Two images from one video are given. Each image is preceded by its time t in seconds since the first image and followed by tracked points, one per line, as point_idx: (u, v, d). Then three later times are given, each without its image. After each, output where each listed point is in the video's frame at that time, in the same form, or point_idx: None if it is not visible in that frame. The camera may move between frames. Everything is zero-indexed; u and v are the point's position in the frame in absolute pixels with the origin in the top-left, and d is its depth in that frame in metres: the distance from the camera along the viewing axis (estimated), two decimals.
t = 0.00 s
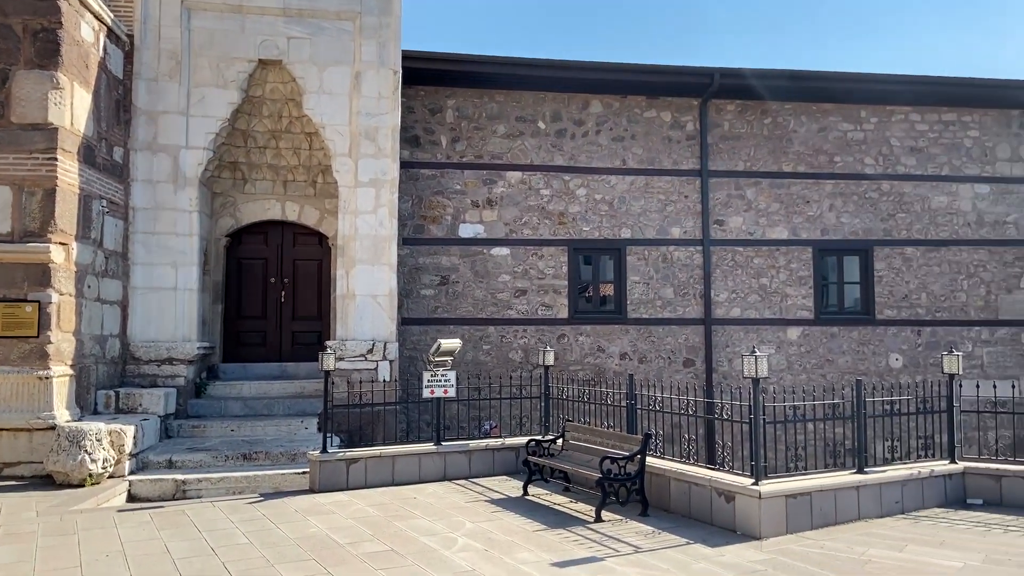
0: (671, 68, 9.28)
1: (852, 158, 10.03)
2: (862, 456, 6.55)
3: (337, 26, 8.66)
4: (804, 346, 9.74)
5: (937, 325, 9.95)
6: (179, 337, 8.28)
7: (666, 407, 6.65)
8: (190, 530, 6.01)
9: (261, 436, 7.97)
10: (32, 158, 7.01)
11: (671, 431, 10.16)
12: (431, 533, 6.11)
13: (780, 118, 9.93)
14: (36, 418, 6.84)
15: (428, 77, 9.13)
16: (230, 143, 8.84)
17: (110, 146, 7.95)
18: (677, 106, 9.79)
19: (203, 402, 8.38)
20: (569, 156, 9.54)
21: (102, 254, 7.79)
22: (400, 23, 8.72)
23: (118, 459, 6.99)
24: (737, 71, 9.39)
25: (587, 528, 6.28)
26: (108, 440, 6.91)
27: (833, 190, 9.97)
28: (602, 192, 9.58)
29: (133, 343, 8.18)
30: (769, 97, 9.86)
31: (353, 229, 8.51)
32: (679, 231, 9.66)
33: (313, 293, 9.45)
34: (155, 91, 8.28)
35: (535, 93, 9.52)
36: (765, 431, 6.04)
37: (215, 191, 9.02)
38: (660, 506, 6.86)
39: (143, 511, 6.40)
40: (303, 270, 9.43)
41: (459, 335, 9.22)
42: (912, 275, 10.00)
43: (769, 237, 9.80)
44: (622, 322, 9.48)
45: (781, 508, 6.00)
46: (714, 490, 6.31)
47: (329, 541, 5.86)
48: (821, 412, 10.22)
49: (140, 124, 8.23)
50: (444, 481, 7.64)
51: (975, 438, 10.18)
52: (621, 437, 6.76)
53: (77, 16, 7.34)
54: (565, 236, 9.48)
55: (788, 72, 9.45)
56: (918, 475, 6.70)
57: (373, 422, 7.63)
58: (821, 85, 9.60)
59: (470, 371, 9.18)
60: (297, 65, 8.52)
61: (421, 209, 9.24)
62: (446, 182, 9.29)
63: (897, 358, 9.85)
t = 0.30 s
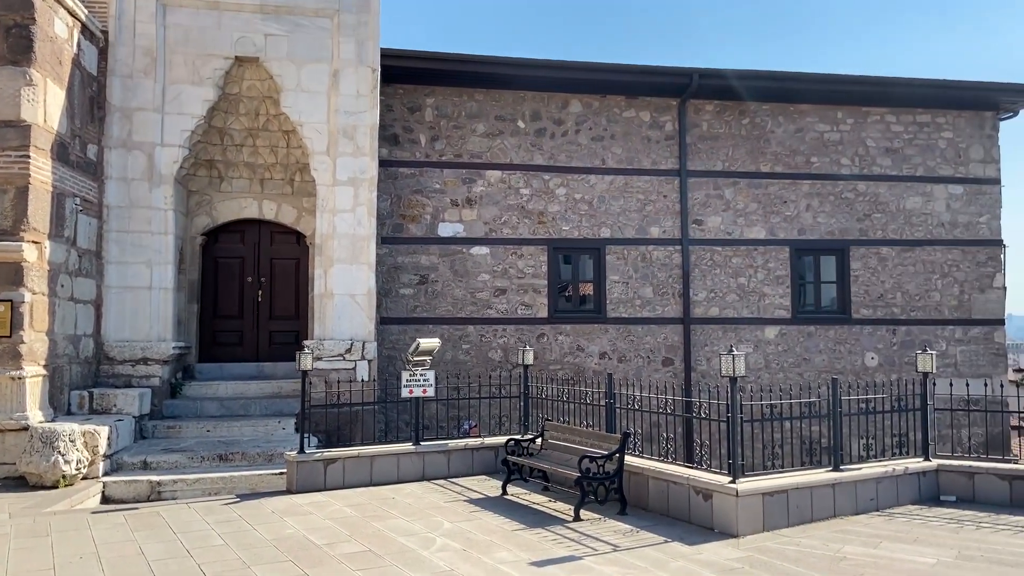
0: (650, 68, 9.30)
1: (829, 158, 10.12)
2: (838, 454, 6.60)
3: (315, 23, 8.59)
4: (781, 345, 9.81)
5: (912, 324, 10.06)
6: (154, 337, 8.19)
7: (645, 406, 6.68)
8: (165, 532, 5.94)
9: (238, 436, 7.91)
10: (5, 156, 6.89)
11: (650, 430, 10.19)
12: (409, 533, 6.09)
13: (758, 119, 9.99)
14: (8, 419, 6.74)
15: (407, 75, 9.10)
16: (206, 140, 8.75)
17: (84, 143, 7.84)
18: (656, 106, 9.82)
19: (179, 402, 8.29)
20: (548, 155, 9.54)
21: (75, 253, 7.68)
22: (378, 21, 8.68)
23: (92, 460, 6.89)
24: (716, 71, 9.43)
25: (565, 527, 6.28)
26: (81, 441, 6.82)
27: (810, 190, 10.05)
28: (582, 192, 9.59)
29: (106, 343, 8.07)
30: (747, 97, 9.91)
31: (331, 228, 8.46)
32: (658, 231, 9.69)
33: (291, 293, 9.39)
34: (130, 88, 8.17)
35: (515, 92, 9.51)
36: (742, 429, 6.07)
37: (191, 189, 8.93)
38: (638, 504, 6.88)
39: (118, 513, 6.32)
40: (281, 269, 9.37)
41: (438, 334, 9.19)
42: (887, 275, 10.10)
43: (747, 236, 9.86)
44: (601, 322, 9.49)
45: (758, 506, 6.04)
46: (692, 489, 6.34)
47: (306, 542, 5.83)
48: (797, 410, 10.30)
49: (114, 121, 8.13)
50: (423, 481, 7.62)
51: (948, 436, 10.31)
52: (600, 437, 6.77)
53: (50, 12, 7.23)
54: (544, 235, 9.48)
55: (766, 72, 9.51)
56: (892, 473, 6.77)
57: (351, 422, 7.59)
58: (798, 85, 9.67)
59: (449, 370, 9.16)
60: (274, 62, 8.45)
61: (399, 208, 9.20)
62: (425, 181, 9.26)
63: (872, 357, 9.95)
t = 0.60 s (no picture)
0: (637, 69, 9.33)
1: (814, 159, 10.18)
2: (823, 453, 6.65)
3: (301, 23, 8.57)
4: (767, 345, 9.86)
5: (896, 325, 10.13)
6: (139, 338, 8.15)
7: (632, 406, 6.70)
8: (151, 535, 5.91)
9: (223, 438, 7.88)
10: None
11: (637, 430, 10.22)
12: (395, 534, 6.08)
13: (743, 120, 10.04)
14: None
15: (393, 76, 9.09)
16: (192, 141, 8.71)
17: (67, 143, 7.79)
18: (642, 107, 9.85)
19: (164, 404, 8.24)
20: (535, 156, 9.56)
21: (59, 254, 7.63)
22: (365, 22, 8.66)
23: (77, 462, 6.85)
24: (702, 73, 9.47)
25: (552, 528, 6.29)
26: (65, 443, 6.78)
27: (795, 191, 10.11)
28: (569, 192, 9.61)
29: (90, 345, 8.02)
30: (733, 98, 9.96)
31: (317, 229, 8.44)
32: (644, 231, 9.72)
33: (277, 294, 9.35)
34: (114, 88, 8.13)
35: (501, 93, 9.52)
36: (728, 430, 6.10)
37: (176, 190, 8.89)
38: (625, 504, 6.90)
39: (102, 516, 6.28)
40: (267, 270, 9.33)
41: (425, 335, 9.18)
42: (872, 275, 10.18)
43: (733, 237, 9.91)
44: (588, 323, 9.52)
45: (744, 506, 6.07)
46: (678, 488, 6.36)
47: (292, 544, 5.81)
48: (783, 410, 10.36)
49: (99, 121, 8.08)
50: (410, 482, 7.61)
51: (932, 435, 10.39)
52: (588, 437, 6.78)
53: (34, 11, 7.17)
54: (531, 236, 9.49)
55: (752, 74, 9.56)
56: (876, 472, 6.82)
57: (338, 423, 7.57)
58: (784, 87, 9.73)
59: (437, 371, 9.15)
60: (259, 62, 8.42)
61: (386, 208, 9.19)
62: (412, 182, 9.26)
63: (857, 357, 10.02)
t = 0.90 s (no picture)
0: (632, 72, 9.35)
1: (810, 162, 10.20)
2: (820, 456, 6.65)
3: (296, 27, 8.58)
4: (764, 348, 9.87)
5: (892, 327, 10.15)
6: (135, 343, 8.13)
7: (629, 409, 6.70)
8: (147, 540, 5.90)
9: (219, 443, 7.86)
10: None
11: (633, 434, 10.22)
12: (392, 539, 6.08)
13: (739, 123, 10.06)
14: None
15: (389, 80, 9.09)
16: (187, 145, 8.70)
17: (63, 148, 7.78)
18: (638, 110, 9.87)
19: (160, 409, 8.23)
20: (531, 159, 9.57)
21: (54, 259, 7.62)
22: (360, 26, 8.67)
23: (72, 468, 6.83)
24: (697, 76, 9.49)
25: (549, 531, 6.28)
26: (61, 449, 6.77)
27: (791, 194, 10.12)
28: (565, 196, 9.62)
29: (86, 350, 8.00)
30: (728, 102, 9.98)
31: (313, 233, 8.44)
32: (640, 234, 9.73)
33: (273, 298, 9.35)
34: (110, 92, 8.13)
35: (497, 97, 9.53)
36: (725, 433, 6.10)
37: (172, 195, 8.88)
38: (622, 508, 6.89)
39: (98, 521, 6.27)
40: (263, 275, 9.33)
41: (421, 339, 9.18)
42: (868, 277, 10.19)
43: (729, 240, 9.92)
44: (585, 326, 9.52)
45: (741, 509, 6.07)
46: (675, 491, 6.36)
47: (289, 548, 5.80)
48: (779, 413, 10.37)
49: (94, 126, 8.08)
50: (407, 486, 7.60)
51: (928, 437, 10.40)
52: (585, 440, 6.78)
53: (28, 16, 7.17)
54: (528, 239, 9.50)
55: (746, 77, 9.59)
56: (873, 474, 6.82)
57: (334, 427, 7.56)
58: (779, 90, 9.75)
59: (433, 375, 9.14)
60: (255, 67, 8.42)
61: (382, 212, 9.19)
62: (408, 186, 9.26)
63: (853, 359, 10.03)
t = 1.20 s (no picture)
0: (636, 79, 9.37)
1: (815, 168, 10.19)
2: (828, 462, 6.62)
3: (302, 37, 8.63)
4: (770, 353, 9.85)
5: (899, 332, 10.11)
6: (142, 352, 8.17)
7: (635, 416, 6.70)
8: (155, 549, 5.91)
9: (227, 451, 7.88)
10: None
11: (640, 440, 10.20)
12: (400, 547, 6.08)
13: (744, 129, 10.06)
14: None
15: (394, 88, 9.13)
16: (194, 155, 8.75)
17: (70, 158, 7.84)
18: (642, 117, 9.88)
19: (168, 418, 8.25)
20: (536, 167, 9.58)
21: (62, 269, 7.67)
22: (366, 35, 8.72)
23: (80, 477, 6.86)
24: (701, 82, 9.50)
25: (556, 539, 6.28)
26: (69, 458, 6.79)
27: (796, 200, 10.11)
28: (569, 203, 9.63)
29: (94, 359, 8.04)
30: (732, 108, 9.98)
31: (320, 241, 8.47)
32: (645, 240, 9.73)
33: (280, 306, 9.37)
34: (117, 103, 8.19)
35: (501, 104, 9.56)
36: (732, 439, 6.09)
37: (179, 204, 8.92)
38: (629, 515, 6.88)
39: (106, 530, 6.29)
40: (270, 283, 9.36)
41: (427, 346, 9.19)
42: (874, 282, 10.16)
43: (735, 246, 9.91)
44: (590, 332, 9.52)
45: (749, 516, 6.05)
46: (682, 498, 6.34)
47: (297, 556, 5.81)
48: (786, 419, 10.33)
49: (102, 136, 8.14)
50: (414, 494, 7.60)
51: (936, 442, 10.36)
52: (591, 447, 6.78)
53: (36, 28, 7.24)
54: (533, 246, 9.51)
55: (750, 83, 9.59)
56: (882, 480, 6.79)
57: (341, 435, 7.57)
58: (783, 95, 9.75)
59: (439, 383, 9.14)
60: (261, 77, 8.47)
61: (388, 220, 9.22)
62: (413, 194, 9.29)
63: (861, 364, 10.00)
